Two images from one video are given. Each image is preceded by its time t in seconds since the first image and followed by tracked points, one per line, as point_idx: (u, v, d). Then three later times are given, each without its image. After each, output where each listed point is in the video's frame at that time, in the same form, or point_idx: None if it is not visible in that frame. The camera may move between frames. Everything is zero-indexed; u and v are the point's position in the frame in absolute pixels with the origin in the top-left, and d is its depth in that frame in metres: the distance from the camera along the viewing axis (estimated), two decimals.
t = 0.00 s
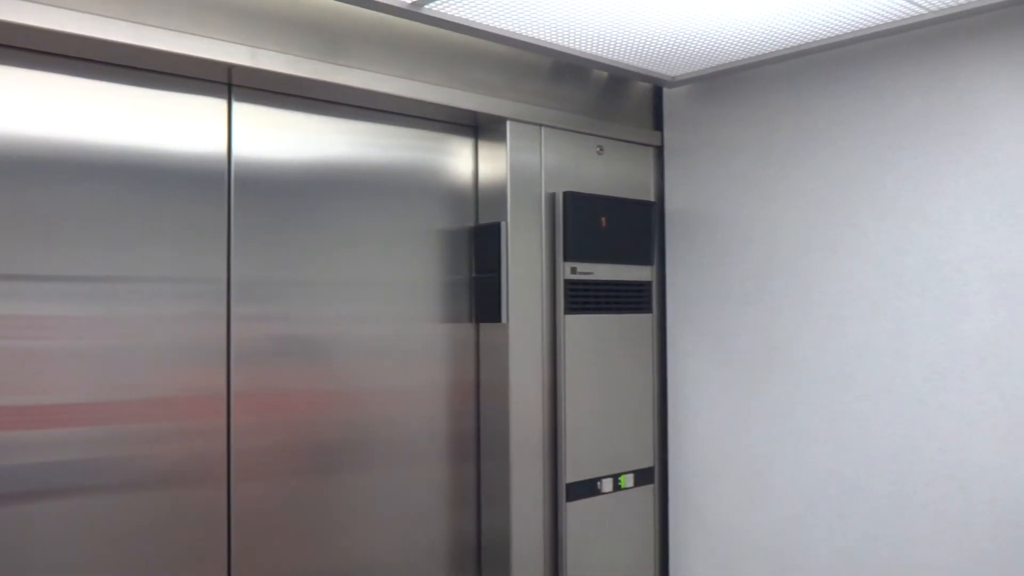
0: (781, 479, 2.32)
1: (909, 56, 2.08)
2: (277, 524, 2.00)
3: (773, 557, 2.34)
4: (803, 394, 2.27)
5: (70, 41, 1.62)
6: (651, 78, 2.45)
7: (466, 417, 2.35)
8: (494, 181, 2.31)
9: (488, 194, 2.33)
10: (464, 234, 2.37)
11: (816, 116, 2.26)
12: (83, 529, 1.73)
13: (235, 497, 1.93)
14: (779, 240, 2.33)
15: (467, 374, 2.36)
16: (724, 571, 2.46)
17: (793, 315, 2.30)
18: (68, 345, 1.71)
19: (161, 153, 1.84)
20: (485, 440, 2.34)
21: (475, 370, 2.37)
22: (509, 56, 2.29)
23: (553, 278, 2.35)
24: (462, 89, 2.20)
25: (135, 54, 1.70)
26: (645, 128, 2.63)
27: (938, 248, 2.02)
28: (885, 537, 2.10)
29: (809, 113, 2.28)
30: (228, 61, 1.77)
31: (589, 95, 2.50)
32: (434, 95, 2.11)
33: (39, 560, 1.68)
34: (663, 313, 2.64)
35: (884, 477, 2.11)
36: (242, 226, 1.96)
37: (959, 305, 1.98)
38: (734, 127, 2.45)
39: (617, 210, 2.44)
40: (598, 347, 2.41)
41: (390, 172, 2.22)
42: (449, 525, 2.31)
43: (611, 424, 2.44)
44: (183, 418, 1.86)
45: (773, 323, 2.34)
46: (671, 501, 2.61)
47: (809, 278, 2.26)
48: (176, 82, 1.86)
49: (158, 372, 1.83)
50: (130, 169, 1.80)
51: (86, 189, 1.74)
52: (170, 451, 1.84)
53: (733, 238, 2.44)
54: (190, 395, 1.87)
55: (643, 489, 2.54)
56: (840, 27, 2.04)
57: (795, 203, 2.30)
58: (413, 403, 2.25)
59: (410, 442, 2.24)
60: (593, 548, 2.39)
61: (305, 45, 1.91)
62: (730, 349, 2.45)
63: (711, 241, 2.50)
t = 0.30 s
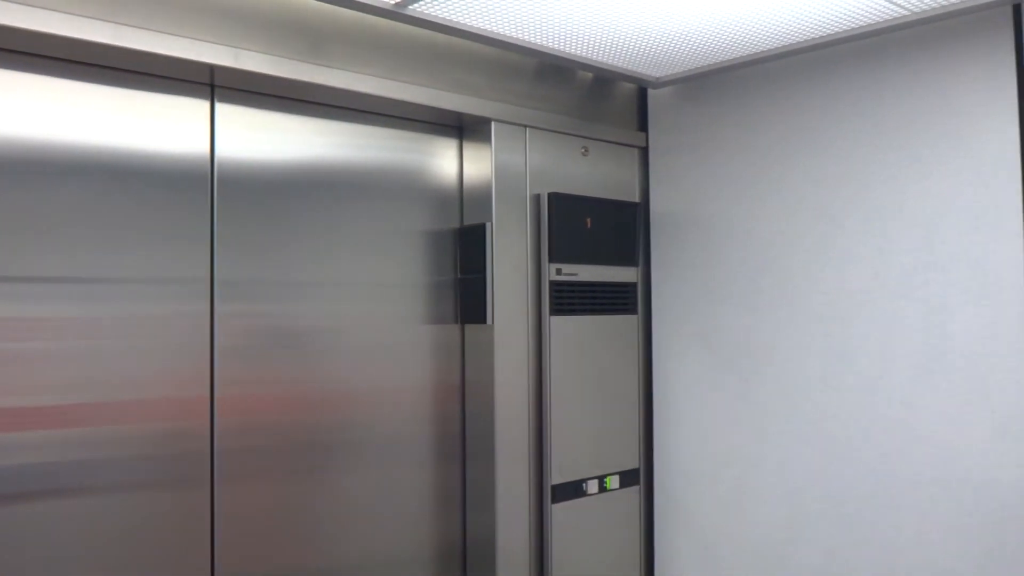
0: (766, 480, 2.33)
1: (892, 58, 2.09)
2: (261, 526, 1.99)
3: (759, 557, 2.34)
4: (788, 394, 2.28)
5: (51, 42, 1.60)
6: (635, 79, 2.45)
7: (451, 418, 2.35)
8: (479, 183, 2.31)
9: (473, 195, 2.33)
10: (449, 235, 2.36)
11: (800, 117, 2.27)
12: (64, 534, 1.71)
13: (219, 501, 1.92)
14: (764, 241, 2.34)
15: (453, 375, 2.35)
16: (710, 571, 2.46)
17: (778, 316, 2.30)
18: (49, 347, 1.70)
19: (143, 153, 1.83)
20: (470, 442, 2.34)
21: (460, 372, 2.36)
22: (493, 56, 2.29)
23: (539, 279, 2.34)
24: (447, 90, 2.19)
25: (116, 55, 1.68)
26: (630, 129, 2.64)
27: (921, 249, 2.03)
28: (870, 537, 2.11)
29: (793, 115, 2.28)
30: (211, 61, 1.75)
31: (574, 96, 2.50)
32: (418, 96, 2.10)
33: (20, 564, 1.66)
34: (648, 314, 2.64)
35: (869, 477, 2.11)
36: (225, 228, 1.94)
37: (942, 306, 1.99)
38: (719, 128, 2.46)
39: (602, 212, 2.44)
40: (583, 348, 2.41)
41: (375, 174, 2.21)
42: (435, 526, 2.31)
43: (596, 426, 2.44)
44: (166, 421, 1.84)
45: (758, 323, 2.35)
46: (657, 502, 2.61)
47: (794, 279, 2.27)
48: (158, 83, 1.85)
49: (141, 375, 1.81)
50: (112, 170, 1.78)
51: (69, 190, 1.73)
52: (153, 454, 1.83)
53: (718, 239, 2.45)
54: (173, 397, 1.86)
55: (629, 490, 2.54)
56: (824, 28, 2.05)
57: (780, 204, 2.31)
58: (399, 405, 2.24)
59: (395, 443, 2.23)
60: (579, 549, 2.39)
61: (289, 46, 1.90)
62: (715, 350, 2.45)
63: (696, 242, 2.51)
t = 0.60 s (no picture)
0: (760, 480, 2.33)
1: (887, 58, 2.09)
2: (252, 525, 1.98)
3: (752, 557, 2.34)
4: (782, 394, 2.28)
5: (42, 38, 1.59)
6: (630, 77, 2.44)
7: (444, 418, 2.34)
8: (473, 181, 2.30)
9: (467, 194, 2.32)
10: (443, 234, 2.35)
11: (794, 118, 2.27)
12: (55, 534, 1.70)
13: (210, 500, 1.91)
14: (758, 241, 2.34)
15: (446, 374, 2.34)
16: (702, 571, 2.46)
17: (772, 316, 2.30)
18: (39, 345, 1.68)
19: (135, 151, 1.81)
20: (463, 441, 2.33)
21: (453, 371, 2.36)
22: (488, 54, 2.28)
23: (532, 278, 2.34)
24: (441, 88, 2.18)
25: (108, 51, 1.67)
26: (624, 128, 2.63)
27: (916, 251, 2.03)
28: (864, 538, 2.11)
29: (788, 116, 2.28)
30: (204, 58, 1.74)
31: (569, 95, 2.49)
32: (412, 94, 2.09)
33: (9, 565, 1.65)
34: (642, 314, 2.64)
35: (862, 478, 2.12)
36: (218, 226, 1.93)
37: (936, 307, 1.99)
38: (713, 127, 2.46)
39: (596, 211, 2.43)
40: (576, 347, 2.40)
41: (369, 172, 2.20)
42: (428, 526, 2.30)
43: (589, 425, 2.44)
44: (158, 421, 1.83)
45: (751, 323, 2.35)
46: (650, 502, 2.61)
47: (787, 279, 2.27)
48: (150, 80, 1.83)
49: (133, 374, 1.80)
50: (104, 167, 1.77)
51: (60, 187, 1.71)
52: (145, 453, 1.81)
53: (712, 239, 2.45)
54: (165, 396, 1.84)
55: (622, 490, 2.53)
56: (819, 28, 2.04)
57: (775, 205, 2.30)
58: (392, 404, 2.23)
59: (388, 443, 2.22)
60: (572, 548, 2.38)
61: (282, 43, 1.89)
62: (708, 350, 2.45)
63: (690, 241, 2.50)
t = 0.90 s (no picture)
0: (757, 480, 2.33)
1: (881, 60, 2.09)
2: (249, 525, 1.98)
3: (749, 557, 2.35)
4: (778, 394, 2.28)
5: (38, 40, 1.59)
6: (627, 80, 2.45)
7: (442, 419, 2.35)
8: (470, 183, 2.30)
9: (463, 196, 2.33)
10: (440, 236, 2.36)
11: (790, 119, 2.27)
12: (51, 534, 1.70)
13: (207, 500, 1.91)
14: (754, 242, 2.34)
15: (443, 375, 2.35)
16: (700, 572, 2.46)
17: (768, 316, 2.31)
18: (36, 347, 1.69)
19: (133, 153, 1.82)
20: (461, 443, 2.34)
21: (450, 372, 2.36)
22: (484, 56, 2.29)
23: (529, 279, 2.34)
24: (438, 90, 2.19)
25: (105, 53, 1.67)
26: (621, 130, 2.64)
27: (911, 251, 2.03)
28: (860, 537, 2.11)
29: (783, 117, 2.29)
30: (201, 61, 1.74)
31: (565, 97, 2.50)
32: (408, 96, 2.09)
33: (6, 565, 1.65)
34: (639, 315, 2.64)
35: (858, 478, 2.12)
36: (215, 228, 1.93)
37: (931, 308, 1.99)
38: (710, 129, 2.46)
39: (593, 213, 2.44)
40: (573, 348, 2.41)
41: (365, 174, 2.20)
42: (425, 527, 2.30)
43: (586, 426, 2.44)
44: (154, 422, 1.83)
45: (748, 324, 2.35)
46: (647, 503, 2.61)
47: (784, 279, 2.27)
48: (147, 82, 1.83)
49: (130, 376, 1.80)
50: (101, 170, 1.77)
51: (57, 189, 1.71)
52: (141, 454, 1.81)
53: (709, 240, 2.45)
54: (162, 398, 1.85)
55: (619, 491, 2.54)
56: (815, 30, 2.05)
57: (772, 205, 2.31)
58: (390, 405, 2.24)
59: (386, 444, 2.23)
60: (569, 550, 2.39)
61: (279, 45, 1.89)
62: (705, 351, 2.45)
63: (687, 242, 2.51)
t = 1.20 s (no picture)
0: (751, 480, 2.33)
1: (874, 60, 2.10)
2: (242, 527, 1.97)
3: (742, 557, 2.35)
4: (772, 394, 2.28)
5: (30, 40, 1.58)
6: (620, 80, 2.45)
7: (435, 420, 2.34)
8: (463, 184, 2.30)
9: (457, 197, 2.32)
10: (433, 236, 2.35)
11: (783, 120, 2.27)
12: (42, 537, 1.69)
13: (199, 501, 1.90)
14: (748, 242, 2.34)
15: (436, 376, 2.34)
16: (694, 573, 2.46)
17: (762, 317, 2.31)
18: (27, 348, 1.68)
19: (125, 153, 1.81)
20: (454, 443, 2.33)
21: (444, 373, 2.36)
22: (477, 57, 2.28)
23: (523, 280, 2.34)
24: (431, 91, 2.19)
25: (96, 53, 1.66)
26: (614, 131, 2.64)
27: (904, 251, 2.03)
28: (854, 537, 2.11)
29: (777, 118, 2.29)
30: (192, 61, 1.74)
31: (559, 98, 2.50)
32: (401, 97, 2.09)
33: None
34: (632, 316, 2.64)
35: (852, 478, 2.12)
36: (207, 228, 1.93)
37: (924, 308, 1.99)
38: (703, 130, 2.46)
39: (586, 213, 2.44)
40: (567, 349, 2.40)
41: (358, 174, 2.20)
42: (419, 528, 2.30)
43: (580, 427, 2.44)
44: (146, 423, 1.82)
45: (741, 324, 2.35)
46: (641, 504, 2.61)
47: (777, 280, 2.27)
48: (139, 83, 1.83)
49: (121, 377, 1.79)
50: (92, 170, 1.76)
51: (47, 190, 1.70)
52: (133, 456, 1.80)
53: (703, 241, 2.45)
54: (155, 399, 1.84)
55: (613, 492, 2.53)
56: (808, 31, 2.05)
57: (765, 206, 2.31)
58: (383, 406, 2.23)
59: (379, 444, 2.22)
60: (563, 551, 2.38)
61: (271, 46, 1.88)
62: (699, 352, 2.45)
63: (681, 243, 2.50)
